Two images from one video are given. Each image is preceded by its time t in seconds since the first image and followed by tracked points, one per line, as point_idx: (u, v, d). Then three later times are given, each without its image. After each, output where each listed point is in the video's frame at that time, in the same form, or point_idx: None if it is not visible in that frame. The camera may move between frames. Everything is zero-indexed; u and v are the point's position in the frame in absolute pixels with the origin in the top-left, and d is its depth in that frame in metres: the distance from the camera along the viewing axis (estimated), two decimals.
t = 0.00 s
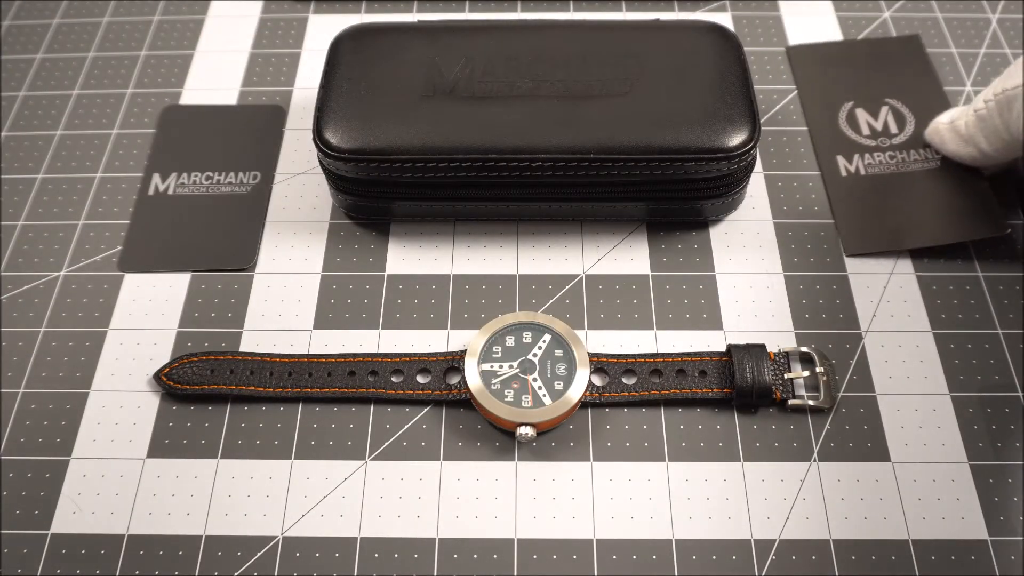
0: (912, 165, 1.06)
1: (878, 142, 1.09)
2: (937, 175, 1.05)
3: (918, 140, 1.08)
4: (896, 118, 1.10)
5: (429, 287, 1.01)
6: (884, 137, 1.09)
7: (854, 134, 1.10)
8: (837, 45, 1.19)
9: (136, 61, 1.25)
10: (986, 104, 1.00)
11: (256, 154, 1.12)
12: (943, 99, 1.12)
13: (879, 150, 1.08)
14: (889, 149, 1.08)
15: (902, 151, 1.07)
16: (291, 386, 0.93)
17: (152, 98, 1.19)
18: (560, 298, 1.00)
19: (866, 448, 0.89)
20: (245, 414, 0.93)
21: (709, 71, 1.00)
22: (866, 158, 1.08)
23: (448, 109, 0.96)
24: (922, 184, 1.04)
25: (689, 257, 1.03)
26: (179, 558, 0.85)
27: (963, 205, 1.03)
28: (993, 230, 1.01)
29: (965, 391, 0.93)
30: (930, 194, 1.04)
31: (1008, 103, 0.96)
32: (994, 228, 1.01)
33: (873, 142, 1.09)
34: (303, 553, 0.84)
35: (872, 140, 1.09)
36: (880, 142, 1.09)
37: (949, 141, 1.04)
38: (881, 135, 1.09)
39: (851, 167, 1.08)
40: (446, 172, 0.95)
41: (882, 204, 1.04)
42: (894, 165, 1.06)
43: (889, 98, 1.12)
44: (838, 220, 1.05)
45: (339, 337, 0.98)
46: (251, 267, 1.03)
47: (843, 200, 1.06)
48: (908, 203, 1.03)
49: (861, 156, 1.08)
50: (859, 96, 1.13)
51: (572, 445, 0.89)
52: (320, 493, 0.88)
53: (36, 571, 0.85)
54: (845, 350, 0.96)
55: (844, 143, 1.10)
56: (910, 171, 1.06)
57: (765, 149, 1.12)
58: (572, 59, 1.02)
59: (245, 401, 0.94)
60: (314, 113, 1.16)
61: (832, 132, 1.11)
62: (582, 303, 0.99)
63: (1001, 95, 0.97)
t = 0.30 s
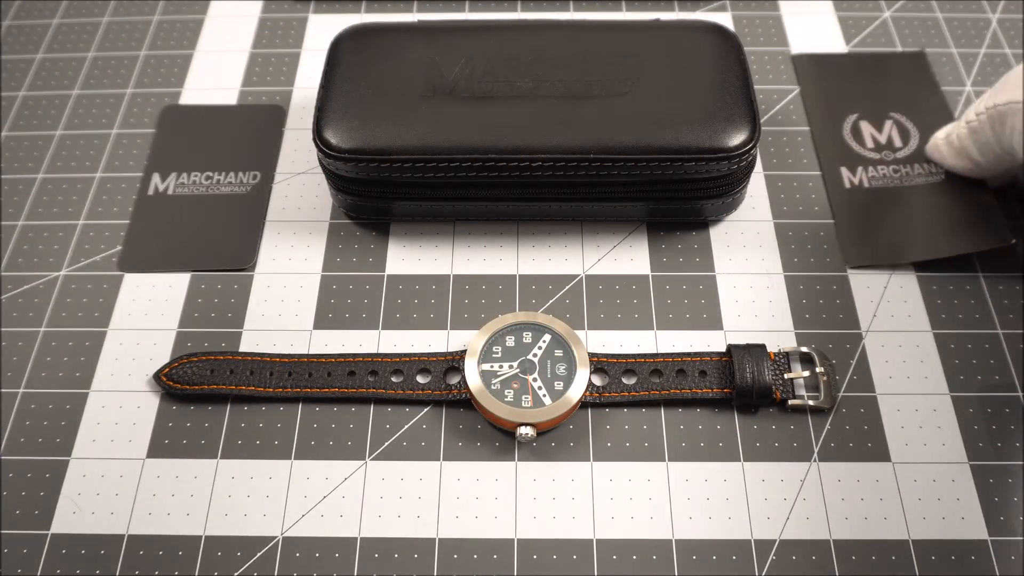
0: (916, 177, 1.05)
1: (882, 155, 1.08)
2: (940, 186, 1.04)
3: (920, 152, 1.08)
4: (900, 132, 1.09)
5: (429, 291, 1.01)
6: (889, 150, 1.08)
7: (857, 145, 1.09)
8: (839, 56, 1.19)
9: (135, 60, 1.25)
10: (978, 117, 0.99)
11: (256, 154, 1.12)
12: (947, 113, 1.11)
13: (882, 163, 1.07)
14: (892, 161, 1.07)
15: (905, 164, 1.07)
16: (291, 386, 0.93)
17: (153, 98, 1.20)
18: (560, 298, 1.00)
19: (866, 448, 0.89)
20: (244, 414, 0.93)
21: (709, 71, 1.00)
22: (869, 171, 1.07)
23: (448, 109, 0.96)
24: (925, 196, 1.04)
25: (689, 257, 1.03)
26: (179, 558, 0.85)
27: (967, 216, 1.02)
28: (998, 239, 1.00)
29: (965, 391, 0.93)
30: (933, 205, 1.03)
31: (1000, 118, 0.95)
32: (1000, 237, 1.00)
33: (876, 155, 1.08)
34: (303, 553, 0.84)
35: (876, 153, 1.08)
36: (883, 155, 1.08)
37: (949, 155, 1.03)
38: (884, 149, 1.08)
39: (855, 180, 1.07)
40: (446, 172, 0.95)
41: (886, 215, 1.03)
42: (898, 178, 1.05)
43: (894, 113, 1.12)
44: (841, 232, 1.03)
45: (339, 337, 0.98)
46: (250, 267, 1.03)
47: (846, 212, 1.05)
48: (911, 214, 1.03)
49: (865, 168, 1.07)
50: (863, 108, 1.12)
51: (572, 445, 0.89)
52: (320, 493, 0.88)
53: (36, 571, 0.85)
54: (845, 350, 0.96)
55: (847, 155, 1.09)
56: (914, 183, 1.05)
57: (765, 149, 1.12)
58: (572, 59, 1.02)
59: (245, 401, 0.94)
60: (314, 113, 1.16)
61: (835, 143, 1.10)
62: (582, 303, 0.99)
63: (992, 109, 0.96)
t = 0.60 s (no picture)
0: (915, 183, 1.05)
1: (882, 161, 1.08)
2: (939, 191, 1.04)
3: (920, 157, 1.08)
4: (899, 140, 1.09)
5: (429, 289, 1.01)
6: (888, 157, 1.08)
7: (857, 150, 1.10)
8: (841, 59, 1.19)
9: (136, 60, 1.25)
10: (950, 134, 0.97)
11: (256, 154, 1.12)
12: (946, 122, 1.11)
13: (882, 168, 1.07)
14: (892, 167, 1.07)
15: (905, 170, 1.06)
16: (291, 386, 0.93)
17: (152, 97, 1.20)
18: (560, 298, 1.00)
19: (866, 448, 0.89)
20: (244, 414, 0.93)
21: (709, 71, 1.00)
22: (869, 176, 1.07)
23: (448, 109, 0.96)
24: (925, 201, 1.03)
25: (689, 257, 1.03)
26: (180, 558, 0.85)
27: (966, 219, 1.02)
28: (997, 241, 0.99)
29: (965, 391, 0.93)
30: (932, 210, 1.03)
31: (970, 138, 0.94)
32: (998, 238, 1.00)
33: (877, 162, 1.08)
34: (303, 553, 0.84)
35: (876, 159, 1.08)
36: (883, 161, 1.08)
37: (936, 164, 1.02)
38: (884, 155, 1.08)
39: (855, 184, 1.07)
40: (446, 172, 0.95)
41: (885, 220, 1.03)
42: (897, 184, 1.05)
43: (893, 119, 1.12)
44: (841, 236, 1.03)
45: (339, 337, 0.98)
46: (250, 267, 1.03)
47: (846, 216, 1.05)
48: (911, 219, 1.03)
49: (865, 174, 1.07)
50: (862, 114, 1.12)
51: (572, 445, 0.89)
52: (320, 493, 0.88)
53: (36, 571, 0.85)
54: (845, 350, 0.96)
55: (847, 159, 1.09)
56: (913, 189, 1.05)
57: (765, 149, 1.12)
58: (572, 59, 1.02)
59: (245, 401, 0.94)
60: (314, 113, 1.16)
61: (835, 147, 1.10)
62: (582, 303, 0.99)
63: (963, 128, 0.94)
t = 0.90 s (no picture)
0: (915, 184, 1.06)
1: (881, 162, 1.08)
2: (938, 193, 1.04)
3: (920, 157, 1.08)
4: (901, 141, 1.09)
5: (431, 289, 1.01)
6: (888, 157, 1.08)
7: (858, 150, 1.10)
8: (842, 60, 1.19)
9: (136, 60, 1.25)
10: (943, 139, 0.98)
11: (256, 154, 1.12)
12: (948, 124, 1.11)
13: (882, 169, 1.07)
14: (892, 167, 1.07)
15: (904, 171, 1.06)
16: (291, 387, 0.93)
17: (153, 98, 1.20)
18: (560, 298, 1.00)
19: (866, 448, 0.89)
20: (244, 413, 0.93)
21: (710, 71, 1.00)
22: (869, 176, 1.07)
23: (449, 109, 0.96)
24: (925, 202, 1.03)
25: (689, 257, 1.03)
26: (180, 558, 0.85)
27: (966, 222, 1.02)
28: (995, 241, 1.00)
29: (965, 391, 0.93)
30: (932, 211, 1.03)
31: (962, 145, 0.94)
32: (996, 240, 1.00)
33: (876, 162, 1.08)
34: (303, 553, 0.84)
35: (876, 159, 1.08)
36: (883, 162, 1.08)
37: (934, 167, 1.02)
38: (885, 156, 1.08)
39: (855, 184, 1.07)
40: (446, 172, 0.95)
41: (885, 220, 1.03)
42: (897, 185, 1.05)
43: (894, 119, 1.12)
44: (841, 235, 1.03)
45: (339, 337, 0.98)
46: (251, 267, 1.03)
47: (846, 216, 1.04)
48: (910, 219, 1.03)
49: (865, 175, 1.07)
50: (864, 115, 1.12)
51: (572, 445, 0.89)
52: (320, 493, 0.88)
53: (36, 571, 0.85)
54: (845, 350, 0.96)
55: (848, 159, 1.09)
56: (913, 190, 1.05)
57: (765, 149, 1.12)
58: (572, 59, 1.02)
59: (245, 401, 0.94)
60: (314, 113, 1.16)
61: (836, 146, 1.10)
62: (582, 303, 0.99)
63: (955, 135, 0.95)
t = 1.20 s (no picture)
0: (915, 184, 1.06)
1: (881, 163, 1.08)
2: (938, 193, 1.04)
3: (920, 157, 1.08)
4: (900, 141, 1.09)
5: (430, 289, 1.01)
6: (888, 158, 1.08)
7: (858, 151, 1.10)
8: (841, 60, 1.19)
9: (136, 60, 1.25)
10: (944, 143, 0.97)
11: (256, 154, 1.12)
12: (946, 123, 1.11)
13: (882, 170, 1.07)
14: (892, 167, 1.07)
15: (905, 172, 1.06)
16: (291, 387, 0.93)
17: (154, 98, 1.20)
18: (560, 298, 1.00)
19: (866, 448, 0.89)
20: (244, 414, 0.93)
21: (709, 71, 1.00)
22: (869, 176, 1.07)
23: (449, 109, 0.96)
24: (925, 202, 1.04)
25: (689, 257, 1.03)
26: (180, 558, 0.85)
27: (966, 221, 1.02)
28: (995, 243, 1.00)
29: (965, 391, 0.93)
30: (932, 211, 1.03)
31: (965, 150, 0.94)
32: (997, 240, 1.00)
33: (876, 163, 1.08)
34: (303, 553, 0.84)
35: (876, 160, 1.08)
36: (883, 162, 1.08)
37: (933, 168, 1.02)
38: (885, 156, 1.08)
39: (855, 185, 1.07)
40: (446, 172, 0.95)
41: (886, 220, 1.03)
42: (897, 185, 1.05)
43: (894, 119, 1.12)
44: (841, 235, 1.03)
45: (339, 337, 0.98)
46: (250, 267, 1.03)
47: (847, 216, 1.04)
48: (910, 220, 1.03)
49: (865, 175, 1.07)
50: (863, 114, 1.12)
51: (572, 445, 0.89)
52: (320, 493, 0.88)
53: (36, 571, 0.85)
54: (845, 349, 0.96)
55: (848, 160, 1.09)
56: (913, 191, 1.05)
57: (765, 149, 1.12)
58: (572, 59, 1.02)
59: (245, 401, 0.94)
60: (314, 113, 1.16)
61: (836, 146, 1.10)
62: (582, 304, 0.99)
63: (958, 140, 0.95)
